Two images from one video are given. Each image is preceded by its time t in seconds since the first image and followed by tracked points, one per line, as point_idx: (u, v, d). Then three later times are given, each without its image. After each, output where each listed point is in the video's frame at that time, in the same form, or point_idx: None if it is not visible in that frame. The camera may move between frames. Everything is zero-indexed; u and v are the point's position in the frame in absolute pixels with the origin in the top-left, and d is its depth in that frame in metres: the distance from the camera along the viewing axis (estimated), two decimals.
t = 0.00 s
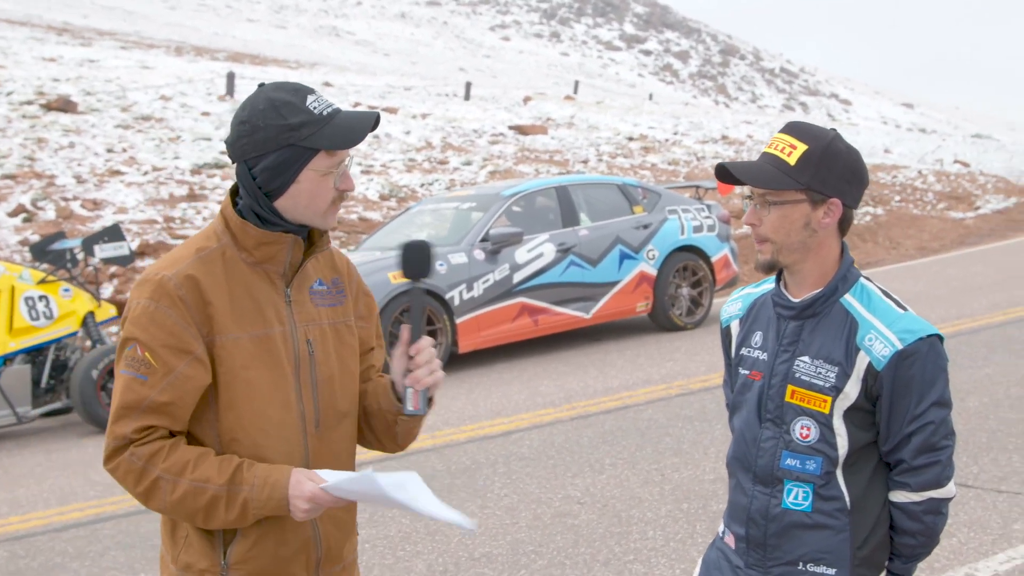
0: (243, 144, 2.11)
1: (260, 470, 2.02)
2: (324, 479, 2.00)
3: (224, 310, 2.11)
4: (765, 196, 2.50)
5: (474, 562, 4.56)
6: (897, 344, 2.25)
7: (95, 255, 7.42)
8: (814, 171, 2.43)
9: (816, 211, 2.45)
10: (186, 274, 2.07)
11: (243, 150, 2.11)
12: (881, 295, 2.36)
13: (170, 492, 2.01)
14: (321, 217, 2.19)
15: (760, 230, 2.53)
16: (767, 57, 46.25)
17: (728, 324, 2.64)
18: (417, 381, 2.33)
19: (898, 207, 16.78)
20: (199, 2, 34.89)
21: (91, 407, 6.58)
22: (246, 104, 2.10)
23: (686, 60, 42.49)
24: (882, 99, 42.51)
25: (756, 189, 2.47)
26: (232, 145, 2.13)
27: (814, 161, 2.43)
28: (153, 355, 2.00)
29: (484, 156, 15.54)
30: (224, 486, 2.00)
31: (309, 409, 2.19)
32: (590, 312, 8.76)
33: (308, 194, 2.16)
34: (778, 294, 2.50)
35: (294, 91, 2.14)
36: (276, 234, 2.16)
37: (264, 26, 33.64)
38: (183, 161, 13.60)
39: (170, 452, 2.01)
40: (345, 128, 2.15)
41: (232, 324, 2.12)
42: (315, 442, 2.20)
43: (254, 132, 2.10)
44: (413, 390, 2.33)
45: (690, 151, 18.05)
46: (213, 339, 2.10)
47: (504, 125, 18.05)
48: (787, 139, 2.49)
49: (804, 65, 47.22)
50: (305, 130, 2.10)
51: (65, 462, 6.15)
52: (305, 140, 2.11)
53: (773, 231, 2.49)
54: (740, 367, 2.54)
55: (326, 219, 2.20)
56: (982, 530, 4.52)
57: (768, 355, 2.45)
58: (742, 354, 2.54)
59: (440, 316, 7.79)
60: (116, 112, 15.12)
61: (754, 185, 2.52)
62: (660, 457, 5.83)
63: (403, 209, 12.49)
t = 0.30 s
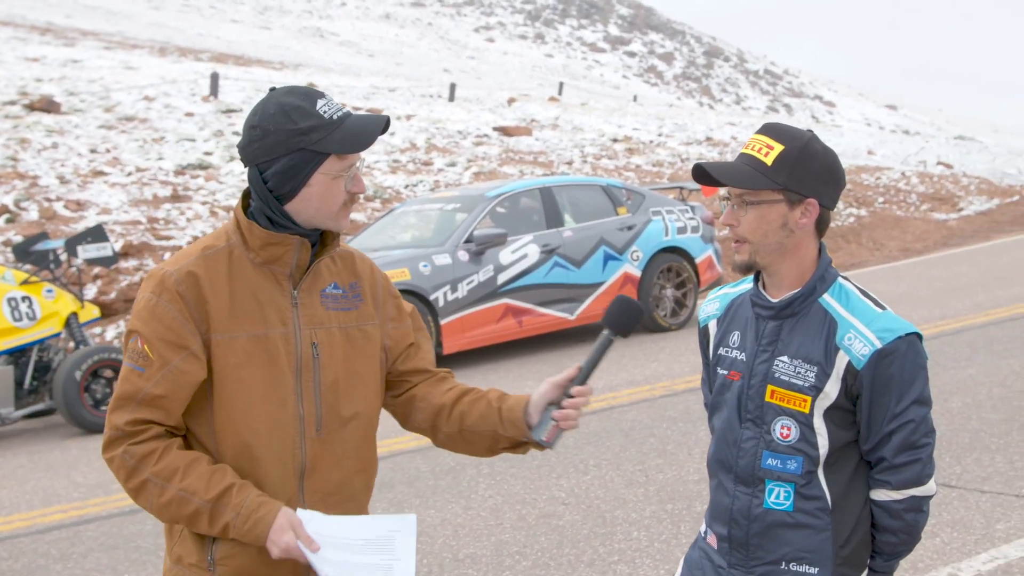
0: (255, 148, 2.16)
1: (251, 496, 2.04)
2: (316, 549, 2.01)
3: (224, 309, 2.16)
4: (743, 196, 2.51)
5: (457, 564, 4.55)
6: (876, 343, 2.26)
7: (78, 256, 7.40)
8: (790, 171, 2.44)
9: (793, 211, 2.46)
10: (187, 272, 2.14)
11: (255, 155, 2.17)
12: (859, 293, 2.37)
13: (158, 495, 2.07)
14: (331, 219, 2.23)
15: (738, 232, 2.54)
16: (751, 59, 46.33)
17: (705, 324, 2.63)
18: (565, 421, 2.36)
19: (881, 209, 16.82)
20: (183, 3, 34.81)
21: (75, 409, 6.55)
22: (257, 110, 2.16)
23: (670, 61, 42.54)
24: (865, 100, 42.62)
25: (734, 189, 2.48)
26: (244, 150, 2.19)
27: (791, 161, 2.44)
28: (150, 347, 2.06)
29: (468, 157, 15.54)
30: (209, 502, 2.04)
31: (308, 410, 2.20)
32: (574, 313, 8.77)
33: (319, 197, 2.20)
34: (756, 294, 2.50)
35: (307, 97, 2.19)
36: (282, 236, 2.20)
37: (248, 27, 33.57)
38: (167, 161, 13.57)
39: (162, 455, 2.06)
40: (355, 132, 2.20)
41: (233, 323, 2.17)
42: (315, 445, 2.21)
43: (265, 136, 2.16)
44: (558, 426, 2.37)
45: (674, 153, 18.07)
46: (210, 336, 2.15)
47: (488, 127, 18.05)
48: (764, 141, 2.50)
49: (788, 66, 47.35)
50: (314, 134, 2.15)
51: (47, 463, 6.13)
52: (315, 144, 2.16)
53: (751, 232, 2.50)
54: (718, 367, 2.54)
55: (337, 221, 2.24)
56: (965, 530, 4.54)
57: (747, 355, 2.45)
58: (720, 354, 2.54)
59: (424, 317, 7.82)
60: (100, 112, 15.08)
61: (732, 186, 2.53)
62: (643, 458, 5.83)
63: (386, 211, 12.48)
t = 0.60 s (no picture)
0: (245, 155, 2.22)
1: (181, 556, 2.04)
2: None
3: (206, 310, 2.20)
4: (697, 195, 2.53)
5: (426, 566, 4.55)
6: (831, 341, 2.29)
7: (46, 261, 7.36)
8: (744, 169, 2.46)
9: (749, 208, 2.48)
10: (172, 271, 2.18)
11: (245, 162, 2.23)
12: (814, 291, 2.40)
13: (112, 509, 2.09)
14: (318, 224, 2.28)
15: (693, 231, 2.55)
16: (721, 60, 46.47)
17: (664, 321, 2.65)
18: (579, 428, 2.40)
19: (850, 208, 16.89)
20: (152, 6, 34.69)
21: (43, 415, 6.51)
22: (246, 118, 2.22)
23: (641, 62, 42.63)
24: (835, 100, 42.82)
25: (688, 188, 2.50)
26: (233, 157, 2.25)
27: (744, 158, 2.46)
28: (130, 347, 2.11)
29: (439, 160, 15.55)
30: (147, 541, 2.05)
31: (289, 415, 2.24)
32: (545, 314, 8.78)
33: (308, 204, 2.27)
34: (714, 293, 2.52)
35: (296, 103, 2.26)
36: (269, 238, 2.25)
37: (218, 30, 33.47)
38: (136, 166, 13.52)
39: (128, 476, 2.09)
40: (344, 138, 2.27)
41: (215, 324, 2.21)
42: (293, 450, 2.25)
43: (254, 144, 2.22)
44: (572, 433, 2.40)
45: (644, 154, 18.11)
46: (190, 336, 2.19)
47: (459, 129, 18.04)
48: (715, 140, 2.52)
49: (758, 66, 47.50)
50: (304, 141, 2.22)
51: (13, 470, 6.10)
52: (304, 150, 2.23)
53: (708, 231, 2.51)
54: (675, 364, 2.56)
55: (326, 226, 2.30)
56: (932, 526, 4.56)
57: (704, 352, 2.47)
58: (676, 352, 2.56)
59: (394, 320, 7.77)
60: (68, 116, 15.02)
61: (686, 185, 2.54)
62: (613, 458, 5.85)
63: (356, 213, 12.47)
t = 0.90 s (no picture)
0: (223, 160, 2.21)
1: None
2: None
3: (180, 314, 2.19)
4: (652, 192, 2.56)
5: (395, 566, 4.54)
6: (779, 338, 2.32)
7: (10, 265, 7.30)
8: (698, 166, 2.50)
9: (703, 204, 2.52)
10: (147, 274, 2.18)
11: (223, 166, 2.21)
12: (765, 289, 2.43)
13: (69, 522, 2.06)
14: (297, 230, 2.28)
15: (648, 229, 2.58)
16: (688, 59, 46.57)
17: (620, 319, 2.69)
18: (553, 427, 2.39)
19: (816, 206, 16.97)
20: (117, 7, 34.51)
21: (10, 419, 6.45)
22: (225, 121, 2.20)
23: (608, 62, 42.68)
24: (801, 100, 43.01)
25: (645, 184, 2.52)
26: (211, 161, 2.23)
27: (697, 155, 2.50)
28: (103, 350, 2.09)
29: (406, 160, 15.52)
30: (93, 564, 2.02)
31: (262, 420, 2.24)
32: (513, 314, 8.78)
33: (287, 210, 2.26)
34: (667, 291, 2.55)
35: (275, 109, 2.25)
36: (244, 243, 2.24)
37: (184, 31, 33.33)
38: (101, 168, 13.44)
39: (93, 491, 2.07)
40: (323, 145, 2.26)
41: (188, 329, 2.20)
42: (266, 455, 2.24)
43: (233, 148, 2.21)
44: (545, 434, 2.39)
45: (612, 154, 18.14)
46: (164, 339, 2.18)
47: (426, 129, 18.03)
48: (667, 137, 2.55)
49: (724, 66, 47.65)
50: (283, 148, 2.21)
51: None
52: (284, 156, 2.22)
53: (662, 228, 2.54)
54: (629, 362, 2.59)
55: (307, 231, 2.31)
56: (899, 521, 4.59)
57: (657, 350, 2.50)
58: (631, 350, 2.59)
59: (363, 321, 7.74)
60: (33, 119, 14.92)
61: (641, 182, 2.57)
62: (582, 456, 5.85)
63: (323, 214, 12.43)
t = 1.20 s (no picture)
0: (234, 161, 2.21)
1: None
2: None
3: (188, 314, 2.20)
4: (646, 192, 2.56)
5: (396, 565, 4.55)
6: (771, 339, 2.33)
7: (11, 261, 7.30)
8: (691, 166, 2.50)
9: (697, 204, 2.54)
10: (155, 274, 2.18)
11: (233, 167, 2.21)
12: (757, 290, 2.44)
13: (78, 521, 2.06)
14: (306, 232, 2.29)
15: (641, 228, 2.58)
16: (688, 59, 46.56)
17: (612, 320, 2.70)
18: (557, 431, 2.39)
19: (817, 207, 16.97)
20: (117, 5, 34.51)
21: (10, 416, 6.46)
22: (236, 122, 2.20)
23: (608, 62, 42.68)
24: (802, 100, 43.01)
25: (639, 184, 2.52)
26: (222, 161, 2.23)
27: (691, 155, 2.50)
28: (112, 349, 2.09)
29: (407, 159, 15.52)
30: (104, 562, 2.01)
31: (269, 420, 2.24)
32: (513, 313, 8.78)
33: (297, 212, 2.27)
34: (658, 292, 2.56)
35: (287, 110, 2.25)
36: (253, 244, 2.25)
37: (184, 29, 33.32)
38: (101, 165, 13.44)
39: (103, 490, 2.07)
40: (335, 147, 2.27)
41: (195, 327, 2.20)
42: (273, 456, 2.24)
43: (244, 149, 2.21)
44: (550, 438, 2.39)
45: (612, 154, 18.13)
46: (172, 339, 2.18)
47: (426, 128, 18.02)
48: (660, 136, 2.55)
49: (725, 66, 47.65)
50: (294, 150, 2.21)
51: None
52: (296, 158, 2.22)
53: (657, 227, 2.55)
54: (621, 363, 2.60)
55: (316, 232, 2.31)
56: (899, 524, 4.59)
57: (648, 351, 2.51)
58: (623, 350, 2.60)
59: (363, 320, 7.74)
60: (33, 116, 14.92)
61: (635, 181, 2.57)
62: (583, 457, 5.85)
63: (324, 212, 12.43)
